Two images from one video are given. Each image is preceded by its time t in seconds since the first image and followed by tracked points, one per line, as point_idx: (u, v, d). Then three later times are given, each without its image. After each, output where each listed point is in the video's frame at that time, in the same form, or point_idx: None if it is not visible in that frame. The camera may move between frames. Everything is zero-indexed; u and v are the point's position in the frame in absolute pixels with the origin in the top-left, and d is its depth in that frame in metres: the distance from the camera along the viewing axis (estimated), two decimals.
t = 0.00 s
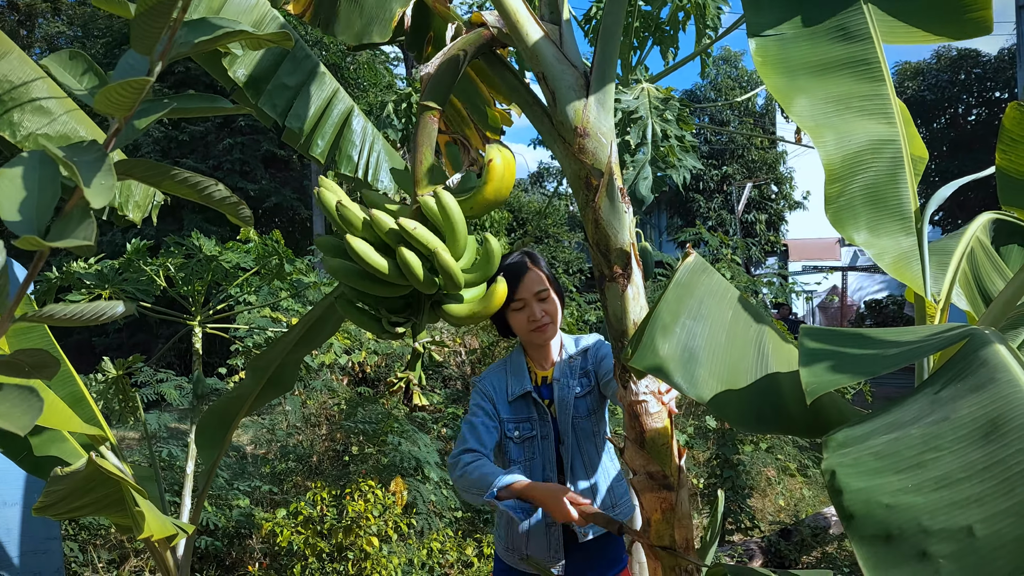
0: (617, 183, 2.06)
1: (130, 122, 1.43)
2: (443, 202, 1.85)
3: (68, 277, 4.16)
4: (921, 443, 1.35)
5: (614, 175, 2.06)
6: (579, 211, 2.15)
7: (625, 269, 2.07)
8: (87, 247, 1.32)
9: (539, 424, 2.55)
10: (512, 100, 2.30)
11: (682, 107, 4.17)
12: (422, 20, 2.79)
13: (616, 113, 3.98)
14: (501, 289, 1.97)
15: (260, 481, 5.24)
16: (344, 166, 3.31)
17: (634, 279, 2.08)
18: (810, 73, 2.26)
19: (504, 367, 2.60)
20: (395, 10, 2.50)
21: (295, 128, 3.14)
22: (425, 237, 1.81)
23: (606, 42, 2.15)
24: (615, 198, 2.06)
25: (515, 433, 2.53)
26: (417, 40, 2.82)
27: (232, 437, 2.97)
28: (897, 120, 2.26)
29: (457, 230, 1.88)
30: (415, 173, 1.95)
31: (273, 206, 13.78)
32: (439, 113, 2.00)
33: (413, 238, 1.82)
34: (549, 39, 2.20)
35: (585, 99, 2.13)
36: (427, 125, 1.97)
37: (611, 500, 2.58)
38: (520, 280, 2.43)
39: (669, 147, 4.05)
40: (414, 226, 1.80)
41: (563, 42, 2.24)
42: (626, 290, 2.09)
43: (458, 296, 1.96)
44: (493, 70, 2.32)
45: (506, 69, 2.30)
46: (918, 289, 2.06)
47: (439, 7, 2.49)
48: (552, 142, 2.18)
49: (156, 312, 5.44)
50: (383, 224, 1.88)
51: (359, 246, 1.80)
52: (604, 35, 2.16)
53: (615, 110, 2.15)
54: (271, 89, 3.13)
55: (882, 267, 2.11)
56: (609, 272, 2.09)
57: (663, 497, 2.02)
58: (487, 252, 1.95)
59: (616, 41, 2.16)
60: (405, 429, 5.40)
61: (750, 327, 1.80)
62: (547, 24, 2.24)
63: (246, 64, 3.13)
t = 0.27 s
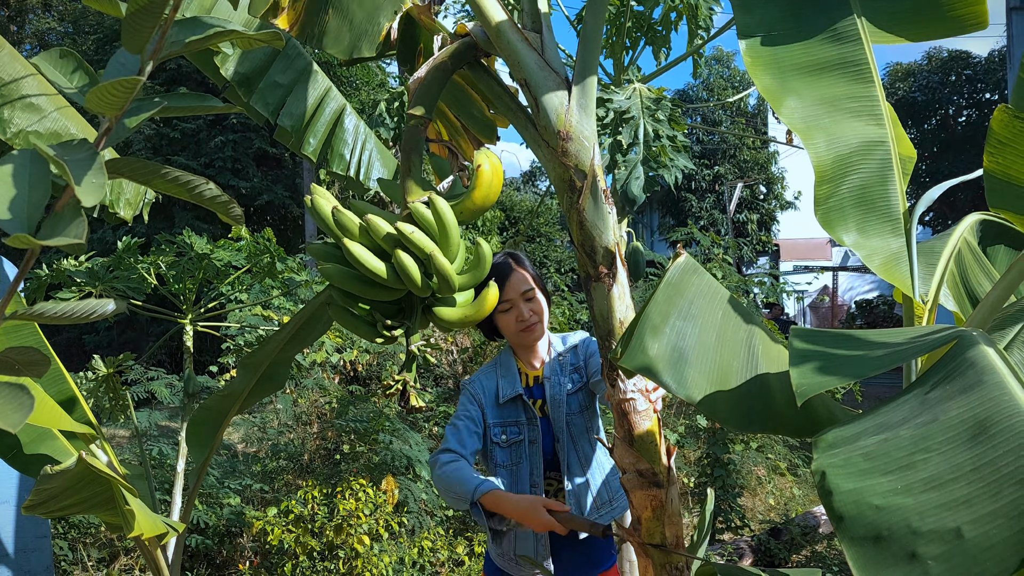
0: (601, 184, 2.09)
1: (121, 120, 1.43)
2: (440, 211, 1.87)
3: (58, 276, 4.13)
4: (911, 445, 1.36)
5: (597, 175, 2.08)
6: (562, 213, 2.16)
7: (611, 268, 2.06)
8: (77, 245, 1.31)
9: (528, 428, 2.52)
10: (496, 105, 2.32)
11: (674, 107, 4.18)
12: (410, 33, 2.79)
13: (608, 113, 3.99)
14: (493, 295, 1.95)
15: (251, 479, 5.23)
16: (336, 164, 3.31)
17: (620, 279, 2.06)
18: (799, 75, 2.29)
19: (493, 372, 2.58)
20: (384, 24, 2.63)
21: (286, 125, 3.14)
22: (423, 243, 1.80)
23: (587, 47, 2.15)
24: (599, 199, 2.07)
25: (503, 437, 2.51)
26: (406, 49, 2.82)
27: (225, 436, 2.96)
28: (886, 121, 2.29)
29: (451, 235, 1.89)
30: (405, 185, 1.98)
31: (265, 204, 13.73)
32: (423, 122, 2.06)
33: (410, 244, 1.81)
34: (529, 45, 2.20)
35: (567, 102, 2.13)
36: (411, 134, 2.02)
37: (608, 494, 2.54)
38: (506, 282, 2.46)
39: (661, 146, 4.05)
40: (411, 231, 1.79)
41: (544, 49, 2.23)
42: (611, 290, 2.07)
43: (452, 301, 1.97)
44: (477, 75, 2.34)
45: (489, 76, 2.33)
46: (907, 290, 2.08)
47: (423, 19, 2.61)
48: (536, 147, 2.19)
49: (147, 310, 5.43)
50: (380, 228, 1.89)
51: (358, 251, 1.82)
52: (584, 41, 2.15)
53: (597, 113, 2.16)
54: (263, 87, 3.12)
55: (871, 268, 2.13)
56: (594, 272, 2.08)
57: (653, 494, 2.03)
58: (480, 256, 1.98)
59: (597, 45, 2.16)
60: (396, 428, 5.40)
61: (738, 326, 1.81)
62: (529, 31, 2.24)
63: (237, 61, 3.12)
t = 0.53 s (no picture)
0: (583, 183, 2.05)
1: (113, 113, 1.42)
2: (420, 212, 1.85)
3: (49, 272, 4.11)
4: (903, 443, 1.37)
5: (579, 176, 2.05)
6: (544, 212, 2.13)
7: (595, 267, 2.04)
8: (68, 239, 1.31)
9: (510, 422, 2.50)
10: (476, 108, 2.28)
11: (668, 105, 4.18)
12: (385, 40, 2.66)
13: (602, 111, 3.99)
14: (477, 296, 1.95)
15: (242, 476, 5.22)
16: (330, 160, 3.31)
17: (605, 277, 2.04)
18: (791, 75, 2.32)
19: (477, 360, 2.54)
20: (361, 27, 2.52)
21: (279, 121, 3.12)
22: (404, 246, 1.81)
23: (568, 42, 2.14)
24: (582, 199, 2.04)
25: (484, 427, 2.46)
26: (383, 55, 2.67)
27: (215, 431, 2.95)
28: (878, 121, 2.31)
29: (434, 240, 1.89)
30: (388, 189, 1.96)
31: (258, 199, 13.68)
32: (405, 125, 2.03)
33: (392, 248, 1.82)
34: (507, 45, 2.15)
35: (546, 102, 2.09)
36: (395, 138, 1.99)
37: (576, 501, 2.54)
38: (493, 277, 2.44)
39: (654, 144, 4.06)
40: (393, 235, 1.80)
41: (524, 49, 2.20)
42: (597, 289, 2.05)
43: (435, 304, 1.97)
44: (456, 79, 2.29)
45: (469, 78, 2.27)
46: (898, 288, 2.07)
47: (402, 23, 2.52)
48: (518, 148, 2.16)
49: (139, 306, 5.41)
50: (360, 233, 1.88)
51: (340, 258, 1.81)
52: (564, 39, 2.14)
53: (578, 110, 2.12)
54: (256, 82, 3.10)
55: (862, 266, 2.13)
56: (579, 272, 2.06)
57: (643, 492, 2.03)
58: (462, 258, 1.98)
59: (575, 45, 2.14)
60: (389, 425, 5.39)
61: (729, 326, 1.81)
62: (508, 32, 2.19)
63: (230, 56, 3.08)
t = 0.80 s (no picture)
0: (566, 185, 2.03)
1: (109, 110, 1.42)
2: (396, 217, 1.83)
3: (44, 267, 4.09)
4: (899, 441, 1.37)
5: (562, 178, 2.03)
6: (528, 215, 2.10)
7: (581, 269, 2.03)
8: (64, 235, 1.31)
9: (471, 431, 2.44)
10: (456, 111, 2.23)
11: (665, 105, 4.18)
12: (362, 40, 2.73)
13: (599, 109, 4.00)
14: (454, 304, 1.95)
15: (238, 472, 5.21)
16: (326, 156, 3.29)
17: (589, 278, 2.04)
18: (795, 73, 2.34)
19: (442, 365, 2.49)
20: (335, 29, 2.42)
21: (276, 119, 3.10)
22: (377, 250, 1.79)
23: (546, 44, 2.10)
24: (566, 201, 2.02)
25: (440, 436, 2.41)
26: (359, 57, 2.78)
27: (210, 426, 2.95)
28: (879, 121, 2.33)
29: (410, 245, 1.86)
30: (361, 192, 1.91)
31: (254, 196, 13.65)
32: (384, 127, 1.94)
33: (365, 251, 1.80)
34: (485, 47, 2.11)
35: (527, 103, 2.07)
36: (371, 142, 1.91)
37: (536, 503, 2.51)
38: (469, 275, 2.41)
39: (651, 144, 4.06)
40: (366, 239, 1.78)
41: (501, 51, 2.18)
42: (582, 291, 2.04)
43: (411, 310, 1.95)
44: (437, 80, 2.28)
45: (450, 80, 2.26)
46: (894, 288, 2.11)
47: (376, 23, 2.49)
48: (498, 150, 2.12)
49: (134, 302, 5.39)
50: (335, 237, 1.86)
51: (313, 261, 1.79)
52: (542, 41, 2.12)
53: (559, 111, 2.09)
54: (254, 77, 3.06)
55: (859, 266, 2.17)
56: (565, 275, 2.04)
57: (633, 494, 2.01)
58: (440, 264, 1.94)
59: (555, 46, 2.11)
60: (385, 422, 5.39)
61: (726, 326, 1.82)
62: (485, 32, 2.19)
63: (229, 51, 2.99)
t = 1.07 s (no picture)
0: (561, 189, 2.02)
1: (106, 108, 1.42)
2: (387, 224, 1.74)
3: (42, 265, 4.08)
4: (891, 444, 1.38)
5: (557, 182, 2.01)
6: (522, 219, 2.10)
7: (577, 273, 2.03)
8: (59, 233, 1.30)
9: (457, 426, 2.50)
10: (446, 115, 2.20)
11: (664, 107, 4.18)
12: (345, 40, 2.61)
13: (597, 111, 4.00)
14: (444, 315, 1.83)
15: (234, 471, 5.20)
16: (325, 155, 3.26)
17: (586, 282, 2.04)
18: (798, 75, 2.36)
19: (430, 361, 2.56)
20: (318, 33, 2.40)
21: (274, 117, 3.11)
22: (370, 257, 1.68)
23: (536, 47, 2.10)
24: (560, 205, 2.01)
25: (425, 432, 2.49)
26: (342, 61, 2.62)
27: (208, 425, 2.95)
28: (880, 125, 2.36)
29: (401, 252, 1.77)
30: (348, 201, 1.83)
31: (253, 195, 13.64)
32: (370, 132, 1.87)
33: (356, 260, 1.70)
34: (475, 49, 2.09)
35: (519, 107, 2.06)
36: (357, 146, 1.84)
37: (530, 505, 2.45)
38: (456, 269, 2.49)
39: (650, 145, 4.06)
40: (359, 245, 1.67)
41: (490, 54, 2.16)
42: (579, 295, 2.04)
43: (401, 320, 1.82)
44: (427, 82, 2.23)
45: (438, 82, 2.21)
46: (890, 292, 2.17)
47: (361, 26, 2.38)
48: (490, 154, 2.11)
49: (131, 300, 5.38)
50: (323, 244, 1.75)
51: (301, 269, 1.67)
52: (532, 45, 2.11)
53: (551, 115, 2.08)
54: (253, 75, 3.14)
55: (856, 269, 2.23)
56: (561, 279, 2.04)
57: (633, 497, 2.01)
58: (431, 272, 1.85)
59: (545, 49, 2.11)
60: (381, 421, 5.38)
61: (723, 327, 1.82)
62: (474, 34, 2.17)
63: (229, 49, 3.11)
